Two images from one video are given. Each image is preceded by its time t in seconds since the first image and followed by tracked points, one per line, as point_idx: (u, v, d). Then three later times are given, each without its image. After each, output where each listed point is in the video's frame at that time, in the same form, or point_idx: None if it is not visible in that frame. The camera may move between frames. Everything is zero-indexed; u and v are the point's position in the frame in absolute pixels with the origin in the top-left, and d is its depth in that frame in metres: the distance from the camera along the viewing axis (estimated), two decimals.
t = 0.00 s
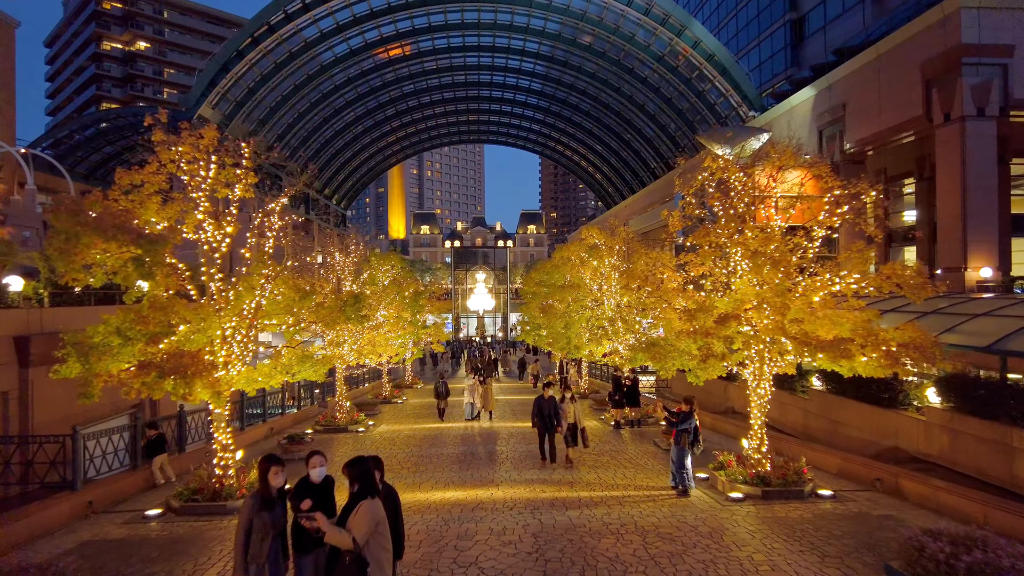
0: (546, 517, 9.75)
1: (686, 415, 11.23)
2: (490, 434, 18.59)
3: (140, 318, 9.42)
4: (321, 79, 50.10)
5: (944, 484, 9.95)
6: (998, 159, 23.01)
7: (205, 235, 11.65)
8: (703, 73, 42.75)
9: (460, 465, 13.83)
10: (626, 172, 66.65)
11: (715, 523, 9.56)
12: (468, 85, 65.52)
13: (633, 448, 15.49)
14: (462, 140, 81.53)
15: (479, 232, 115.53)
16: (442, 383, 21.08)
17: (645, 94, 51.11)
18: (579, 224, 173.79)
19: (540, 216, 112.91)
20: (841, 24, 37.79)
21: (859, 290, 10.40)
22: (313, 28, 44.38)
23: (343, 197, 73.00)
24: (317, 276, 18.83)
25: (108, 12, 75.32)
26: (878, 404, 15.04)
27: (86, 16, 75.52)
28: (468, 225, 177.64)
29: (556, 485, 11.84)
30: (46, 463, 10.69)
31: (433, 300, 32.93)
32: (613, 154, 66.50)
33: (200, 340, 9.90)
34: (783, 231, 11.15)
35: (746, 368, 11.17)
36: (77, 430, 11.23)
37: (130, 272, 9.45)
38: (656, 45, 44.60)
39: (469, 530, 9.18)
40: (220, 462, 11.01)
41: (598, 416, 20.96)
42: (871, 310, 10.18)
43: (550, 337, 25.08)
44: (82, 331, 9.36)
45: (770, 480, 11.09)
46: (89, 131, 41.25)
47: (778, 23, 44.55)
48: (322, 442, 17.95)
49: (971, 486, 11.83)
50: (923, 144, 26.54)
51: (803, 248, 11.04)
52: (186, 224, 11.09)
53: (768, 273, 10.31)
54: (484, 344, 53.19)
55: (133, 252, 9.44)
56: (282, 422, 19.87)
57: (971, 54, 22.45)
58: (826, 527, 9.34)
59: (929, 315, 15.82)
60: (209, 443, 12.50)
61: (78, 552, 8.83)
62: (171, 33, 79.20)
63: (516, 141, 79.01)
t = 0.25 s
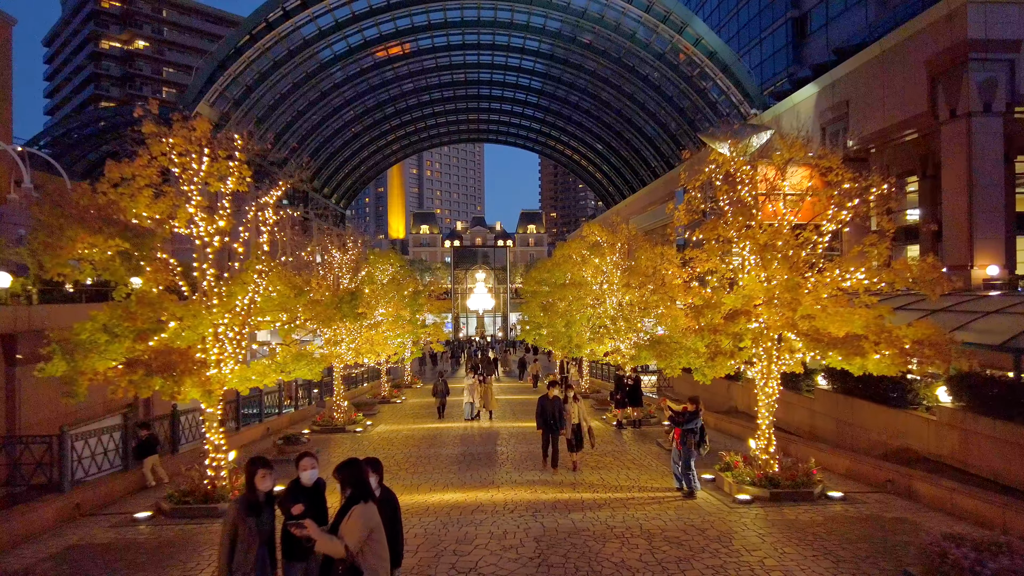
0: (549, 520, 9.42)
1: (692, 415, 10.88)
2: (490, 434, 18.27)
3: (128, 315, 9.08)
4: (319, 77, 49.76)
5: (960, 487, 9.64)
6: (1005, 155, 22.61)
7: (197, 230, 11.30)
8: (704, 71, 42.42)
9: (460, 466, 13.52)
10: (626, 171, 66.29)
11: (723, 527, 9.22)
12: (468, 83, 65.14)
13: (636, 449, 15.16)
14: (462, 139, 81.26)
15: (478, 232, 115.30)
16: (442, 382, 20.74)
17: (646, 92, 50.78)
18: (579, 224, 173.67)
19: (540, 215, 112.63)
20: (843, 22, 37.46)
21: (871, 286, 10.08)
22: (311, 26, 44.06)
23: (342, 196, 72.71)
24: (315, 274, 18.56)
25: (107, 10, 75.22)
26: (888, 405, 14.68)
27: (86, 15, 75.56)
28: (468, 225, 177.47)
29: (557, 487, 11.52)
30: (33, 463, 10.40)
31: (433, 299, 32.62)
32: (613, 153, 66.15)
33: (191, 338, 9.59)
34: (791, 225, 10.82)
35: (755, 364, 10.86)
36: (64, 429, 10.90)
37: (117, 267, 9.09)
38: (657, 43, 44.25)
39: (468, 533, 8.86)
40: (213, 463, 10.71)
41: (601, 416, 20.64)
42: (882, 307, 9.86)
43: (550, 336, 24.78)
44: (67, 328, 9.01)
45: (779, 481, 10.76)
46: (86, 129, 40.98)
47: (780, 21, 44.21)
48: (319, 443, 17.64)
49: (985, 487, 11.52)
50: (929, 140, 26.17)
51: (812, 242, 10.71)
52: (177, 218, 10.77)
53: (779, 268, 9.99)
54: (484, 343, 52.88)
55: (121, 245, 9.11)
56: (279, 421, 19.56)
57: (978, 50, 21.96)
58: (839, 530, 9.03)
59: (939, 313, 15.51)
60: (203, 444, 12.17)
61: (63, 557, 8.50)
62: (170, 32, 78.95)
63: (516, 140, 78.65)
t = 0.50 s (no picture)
0: (548, 526, 9.09)
1: (696, 415, 10.60)
2: (489, 435, 17.95)
3: (112, 314, 8.75)
4: (317, 75, 49.41)
5: (975, 490, 9.30)
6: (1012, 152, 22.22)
7: (187, 226, 10.96)
8: (705, 68, 42.07)
9: (458, 468, 13.20)
10: (626, 170, 65.92)
11: (729, 533, 8.89)
12: (467, 81, 64.77)
13: (638, 451, 14.83)
14: (461, 138, 80.89)
15: (478, 231, 114.96)
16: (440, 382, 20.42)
17: (646, 90, 50.42)
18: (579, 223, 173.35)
19: (539, 214, 112.28)
20: (845, 18, 37.11)
21: (881, 283, 9.76)
22: (309, 23, 43.66)
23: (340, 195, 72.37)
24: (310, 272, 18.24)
25: (104, 9, 74.99)
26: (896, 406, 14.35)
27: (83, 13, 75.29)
28: (467, 224, 177.13)
29: (557, 491, 11.20)
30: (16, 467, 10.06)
31: (431, 298, 32.28)
32: (614, 151, 65.77)
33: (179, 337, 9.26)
34: (799, 221, 10.50)
35: (763, 364, 10.54)
36: (50, 431, 10.58)
37: (101, 263, 8.73)
38: (657, 40, 43.91)
39: (466, 540, 8.53)
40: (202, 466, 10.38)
41: (601, 417, 20.32)
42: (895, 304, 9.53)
43: (550, 336, 24.46)
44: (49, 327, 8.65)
45: (786, 484, 10.44)
46: (82, 127, 40.65)
47: (781, 18, 43.85)
48: (315, 445, 17.31)
49: (999, 491, 11.19)
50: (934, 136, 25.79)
51: (821, 238, 10.39)
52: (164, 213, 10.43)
53: (789, 264, 9.67)
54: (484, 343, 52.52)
55: (105, 241, 8.76)
56: (275, 422, 19.24)
57: (983, 45, 21.56)
58: (851, 536, 8.69)
59: (947, 312, 15.21)
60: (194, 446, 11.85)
61: (44, 565, 8.17)
62: (168, 31, 78.63)
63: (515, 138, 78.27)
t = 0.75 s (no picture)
0: (550, 531, 8.78)
1: (701, 417, 10.23)
2: (489, 436, 17.64)
3: (98, 313, 8.43)
4: (316, 73, 49.09)
5: (991, 495, 8.99)
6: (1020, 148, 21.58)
7: (178, 223, 10.64)
8: (706, 66, 41.75)
9: (457, 471, 12.88)
10: (626, 169, 65.58)
11: (737, 539, 8.59)
12: (467, 79, 64.44)
13: (641, 452, 14.52)
14: (461, 137, 80.58)
15: (478, 231, 114.66)
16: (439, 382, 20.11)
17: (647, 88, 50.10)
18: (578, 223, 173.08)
19: (539, 214, 111.99)
20: (847, 15, 36.77)
21: (893, 280, 9.45)
22: (307, 20, 43.27)
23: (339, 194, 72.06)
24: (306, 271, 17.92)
25: (102, 7, 74.71)
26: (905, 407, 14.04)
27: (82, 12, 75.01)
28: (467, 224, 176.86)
29: (558, 495, 10.87)
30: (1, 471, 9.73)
31: (430, 298, 31.97)
32: (614, 150, 65.42)
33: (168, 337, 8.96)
34: (808, 216, 10.18)
35: (771, 363, 10.25)
36: (36, 434, 10.25)
37: (84, 260, 8.45)
38: (658, 37, 43.59)
39: (465, 547, 8.22)
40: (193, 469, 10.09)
41: (603, 417, 20.02)
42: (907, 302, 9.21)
43: (551, 335, 24.15)
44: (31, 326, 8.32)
45: (796, 488, 10.12)
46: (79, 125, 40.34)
47: (782, 15, 43.51)
48: (311, 446, 17.01)
49: (1013, 494, 10.88)
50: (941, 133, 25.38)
51: (831, 234, 10.06)
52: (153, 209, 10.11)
53: (798, 261, 9.36)
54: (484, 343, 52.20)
55: (90, 238, 8.43)
56: (271, 423, 18.93)
57: (989, 39, 21.08)
58: (863, 542, 8.38)
59: (957, 310, 14.89)
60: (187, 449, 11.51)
61: (26, 573, 7.87)
62: (167, 30, 78.34)
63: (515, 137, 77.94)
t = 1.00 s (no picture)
0: (552, 536, 8.49)
1: (706, 418, 9.93)
2: (488, 437, 17.35)
3: (84, 310, 8.13)
4: (314, 72, 48.79)
5: (1006, 498, 8.70)
6: None
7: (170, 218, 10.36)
8: (707, 64, 41.46)
9: (455, 473, 12.58)
10: (627, 168, 65.31)
11: (745, 544, 8.31)
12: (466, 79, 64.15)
13: (644, 454, 14.25)
14: (461, 137, 80.27)
15: (478, 231, 114.34)
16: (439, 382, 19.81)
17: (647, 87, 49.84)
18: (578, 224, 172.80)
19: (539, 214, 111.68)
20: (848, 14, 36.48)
21: (906, 276, 9.18)
22: (306, 19, 42.98)
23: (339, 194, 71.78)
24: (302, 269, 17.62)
25: (101, 6, 74.39)
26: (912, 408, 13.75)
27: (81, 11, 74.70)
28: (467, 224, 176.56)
29: (560, 498, 10.57)
30: None
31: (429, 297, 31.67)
32: (614, 150, 65.13)
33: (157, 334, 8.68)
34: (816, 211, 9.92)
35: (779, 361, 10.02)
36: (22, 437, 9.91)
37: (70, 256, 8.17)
38: (659, 35, 43.31)
39: (463, 553, 7.92)
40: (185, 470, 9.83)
41: (603, 418, 19.73)
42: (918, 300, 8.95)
43: (551, 335, 23.85)
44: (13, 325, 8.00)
45: (804, 491, 9.84)
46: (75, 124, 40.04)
47: (784, 14, 43.22)
48: (307, 447, 16.71)
49: None
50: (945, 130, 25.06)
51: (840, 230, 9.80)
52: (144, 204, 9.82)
53: (807, 257, 9.10)
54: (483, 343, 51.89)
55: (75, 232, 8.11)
56: (267, 424, 18.62)
57: (994, 36, 20.75)
58: (876, 548, 8.10)
59: (966, 309, 14.59)
60: (179, 452, 11.22)
61: None
62: (166, 29, 78.03)
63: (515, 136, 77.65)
